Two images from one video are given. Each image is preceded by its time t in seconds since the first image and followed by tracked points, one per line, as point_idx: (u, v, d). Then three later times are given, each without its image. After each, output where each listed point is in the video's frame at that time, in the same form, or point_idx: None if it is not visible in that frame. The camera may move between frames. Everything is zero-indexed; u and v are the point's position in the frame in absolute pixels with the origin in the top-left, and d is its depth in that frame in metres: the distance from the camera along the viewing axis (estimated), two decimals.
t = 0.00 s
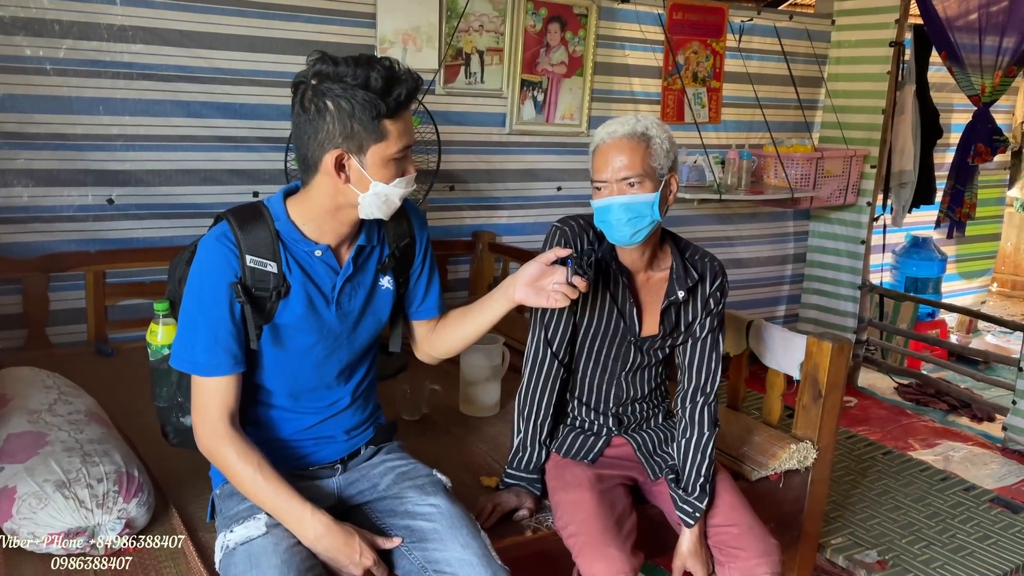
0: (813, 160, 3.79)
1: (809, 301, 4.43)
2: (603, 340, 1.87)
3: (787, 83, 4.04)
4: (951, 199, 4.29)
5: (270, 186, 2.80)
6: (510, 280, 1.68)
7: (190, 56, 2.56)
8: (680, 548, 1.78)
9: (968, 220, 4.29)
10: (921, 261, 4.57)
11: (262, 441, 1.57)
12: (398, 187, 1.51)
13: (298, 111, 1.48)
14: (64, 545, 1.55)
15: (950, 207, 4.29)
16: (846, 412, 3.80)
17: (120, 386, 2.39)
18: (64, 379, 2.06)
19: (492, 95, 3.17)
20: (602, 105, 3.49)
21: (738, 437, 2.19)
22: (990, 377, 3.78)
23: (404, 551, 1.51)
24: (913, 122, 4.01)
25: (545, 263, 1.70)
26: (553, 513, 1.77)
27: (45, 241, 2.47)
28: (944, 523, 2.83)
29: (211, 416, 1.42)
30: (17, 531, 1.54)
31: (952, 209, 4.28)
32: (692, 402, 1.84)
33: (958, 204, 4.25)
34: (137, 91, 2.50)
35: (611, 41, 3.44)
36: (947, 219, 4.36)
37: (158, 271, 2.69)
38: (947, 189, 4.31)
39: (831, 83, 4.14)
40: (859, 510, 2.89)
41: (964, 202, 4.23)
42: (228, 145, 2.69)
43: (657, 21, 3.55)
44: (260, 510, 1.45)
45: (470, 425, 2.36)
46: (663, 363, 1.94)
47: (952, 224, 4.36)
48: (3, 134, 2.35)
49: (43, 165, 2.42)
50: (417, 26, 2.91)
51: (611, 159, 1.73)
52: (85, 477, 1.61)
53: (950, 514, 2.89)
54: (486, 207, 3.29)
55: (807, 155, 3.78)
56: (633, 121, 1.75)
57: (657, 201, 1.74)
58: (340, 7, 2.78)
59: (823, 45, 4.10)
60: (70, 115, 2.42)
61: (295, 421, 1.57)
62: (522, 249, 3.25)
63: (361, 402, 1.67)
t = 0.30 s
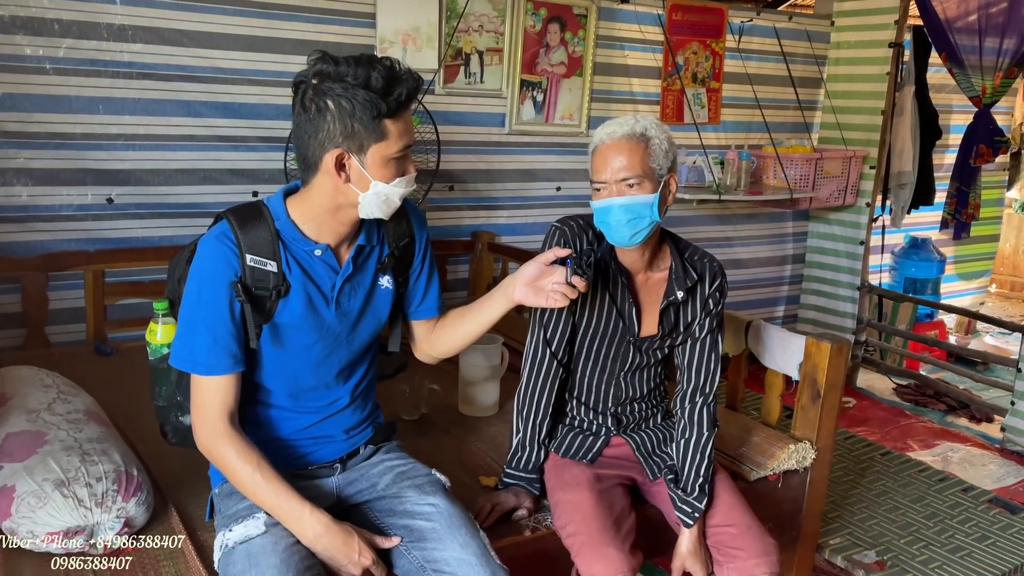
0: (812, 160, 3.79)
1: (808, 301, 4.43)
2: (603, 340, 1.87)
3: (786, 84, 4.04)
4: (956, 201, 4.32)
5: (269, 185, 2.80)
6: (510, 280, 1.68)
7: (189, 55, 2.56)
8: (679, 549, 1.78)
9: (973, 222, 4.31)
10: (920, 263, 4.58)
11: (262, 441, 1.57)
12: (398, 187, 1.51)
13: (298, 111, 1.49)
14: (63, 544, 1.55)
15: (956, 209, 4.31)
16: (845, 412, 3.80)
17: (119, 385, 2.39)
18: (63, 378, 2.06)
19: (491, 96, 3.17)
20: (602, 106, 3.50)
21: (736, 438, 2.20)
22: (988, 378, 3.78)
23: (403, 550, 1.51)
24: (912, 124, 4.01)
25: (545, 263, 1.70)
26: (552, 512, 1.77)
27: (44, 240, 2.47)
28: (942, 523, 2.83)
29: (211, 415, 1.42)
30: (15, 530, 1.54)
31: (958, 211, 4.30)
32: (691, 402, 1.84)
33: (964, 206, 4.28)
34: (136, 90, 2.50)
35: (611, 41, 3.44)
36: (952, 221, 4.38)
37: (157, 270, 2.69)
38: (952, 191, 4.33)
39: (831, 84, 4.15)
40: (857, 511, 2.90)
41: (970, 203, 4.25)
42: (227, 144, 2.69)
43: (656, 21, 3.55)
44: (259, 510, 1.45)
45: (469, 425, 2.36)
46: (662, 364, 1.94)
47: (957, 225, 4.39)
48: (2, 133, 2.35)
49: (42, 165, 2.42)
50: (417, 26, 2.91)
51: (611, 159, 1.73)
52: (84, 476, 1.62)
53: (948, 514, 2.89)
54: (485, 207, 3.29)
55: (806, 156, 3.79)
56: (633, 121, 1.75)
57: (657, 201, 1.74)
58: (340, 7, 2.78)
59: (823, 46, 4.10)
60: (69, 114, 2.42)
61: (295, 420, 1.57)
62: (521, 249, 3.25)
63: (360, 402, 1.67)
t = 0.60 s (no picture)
0: (812, 161, 3.79)
1: (807, 302, 4.43)
2: (601, 340, 1.87)
3: (786, 84, 4.04)
4: (953, 202, 4.33)
5: (269, 185, 2.80)
6: (509, 279, 1.69)
7: (189, 55, 2.56)
8: (677, 548, 1.78)
9: (969, 222, 4.33)
10: (920, 263, 4.55)
11: (260, 439, 1.57)
12: (397, 186, 1.51)
13: (298, 110, 1.49)
14: (62, 543, 1.55)
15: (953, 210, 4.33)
16: (843, 413, 3.80)
17: (118, 384, 2.39)
18: (62, 377, 2.06)
19: (491, 96, 3.17)
20: (602, 106, 3.50)
21: (735, 438, 2.20)
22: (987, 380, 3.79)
23: (401, 549, 1.51)
24: (912, 124, 4.01)
25: (544, 263, 1.70)
26: (551, 512, 1.77)
27: (44, 239, 2.47)
28: (941, 524, 2.83)
29: (209, 414, 1.42)
30: (14, 529, 1.54)
31: (955, 211, 4.31)
32: (690, 402, 1.84)
33: (960, 207, 4.29)
34: (136, 89, 2.50)
35: (611, 42, 3.44)
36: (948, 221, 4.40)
37: (157, 269, 2.69)
38: (949, 191, 4.33)
39: (830, 85, 4.15)
40: (856, 511, 2.90)
41: (966, 205, 4.26)
42: (227, 143, 2.69)
43: (657, 21, 3.55)
44: (258, 509, 1.45)
45: (468, 424, 2.36)
46: (661, 363, 1.94)
47: (954, 226, 4.40)
48: (2, 132, 2.35)
49: (42, 164, 2.42)
50: (417, 25, 2.91)
51: (611, 160, 1.73)
52: (83, 475, 1.62)
53: (947, 515, 2.89)
54: (485, 207, 3.29)
55: (806, 156, 3.79)
56: (632, 121, 1.75)
57: (656, 202, 1.75)
58: (340, 6, 2.79)
59: (822, 47, 4.10)
60: (69, 113, 2.42)
61: (294, 419, 1.57)
62: (520, 249, 3.25)
63: (359, 401, 1.67)
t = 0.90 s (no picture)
0: (811, 162, 3.79)
1: (807, 303, 4.43)
2: (601, 339, 1.87)
3: (786, 85, 4.04)
4: (949, 203, 4.32)
5: (268, 184, 2.80)
6: (509, 280, 1.68)
7: (189, 54, 2.56)
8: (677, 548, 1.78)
9: (965, 223, 4.32)
10: (919, 264, 4.56)
11: (259, 439, 1.57)
12: (397, 185, 1.51)
13: (298, 109, 1.49)
14: (61, 541, 1.55)
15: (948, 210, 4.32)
16: (843, 414, 3.80)
17: (118, 383, 2.39)
18: (62, 376, 2.06)
19: (491, 96, 3.17)
20: (602, 106, 3.50)
21: (734, 438, 2.20)
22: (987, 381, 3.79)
23: (400, 549, 1.51)
24: (912, 126, 4.02)
25: (544, 263, 1.70)
26: (550, 512, 1.77)
27: (43, 238, 2.47)
28: (940, 525, 2.83)
29: (208, 413, 1.42)
30: (13, 527, 1.54)
31: (951, 212, 4.30)
32: (690, 402, 1.84)
33: (956, 208, 4.28)
34: (137, 89, 2.50)
35: (611, 42, 3.44)
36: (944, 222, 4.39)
37: (156, 268, 2.69)
38: (945, 191, 4.33)
39: (831, 85, 4.15)
40: (855, 512, 2.90)
41: (961, 206, 4.26)
42: (227, 143, 2.69)
43: (657, 22, 3.55)
44: (257, 508, 1.45)
45: (467, 424, 2.36)
46: (660, 363, 1.94)
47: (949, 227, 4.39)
48: (2, 131, 2.35)
49: (42, 163, 2.42)
50: (417, 25, 2.91)
51: (610, 160, 1.73)
52: (82, 474, 1.62)
53: (946, 516, 2.89)
54: (485, 207, 3.29)
55: (806, 157, 3.79)
56: (632, 121, 1.75)
57: (656, 202, 1.75)
58: (340, 6, 2.79)
59: (823, 48, 4.11)
60: (70, 112, 2.42)
61: (293, 418, 1.57)
62: (520, 249, 3.25)
63: (359, 401, 1.67)
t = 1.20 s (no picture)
0: (812, 163, 3.79)
1: (808, 304, 4.43)
2: (601, 339, 1.87)
3: (787, 86, 4.05)
4: (947, 203, 4.29)
5: (269, 184, 2.80)
6: (510, 279, 1.69)
7: (190, 54, 2.56)
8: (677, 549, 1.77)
9: (963, 225, 4.31)
10: (920, 265, 4.57)
11: (260, 438, 1.57)
12: (397, 185, 1.51)
13: (299, 108, 1.49)
14: (60, 540, 1.55)
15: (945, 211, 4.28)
16: (843, 415, 3.80)
17: (118, 383, 2.39)
18: (62, 375, 2.06)
19: (492, 96, 3.18)
20: (603, 107, 3.50)
21: (734, 439, 2.20)
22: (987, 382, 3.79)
23: (400, 548, 1.51)
24: (912, 127, 4.02)
25: (545, 262, 1.70)
26: (550, 512, 1.77)
27: (44, 238, 2.47)
28: (940, 526, 2.83)
29: (209, 412, 1.42)
30: (13, 526, 1.54)
31: (948, 213, 4.28)
32: (690, 403, 1.84)
33: (954, 209, 4.26)
34: (137, 88, 2.50)
35: (612, 43, 3.44)
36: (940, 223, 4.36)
37: (157, 268, 2.70)
38: (941, 192, 4.30)
39: (831, 87, 4.16)
40: (855, 513, 2.90)
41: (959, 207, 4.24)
42: (227, 143, 2.69)
43: (658, 22, 3.55)
44: (257, 507, 1.45)
45: (467, 424, 2.36)
46: (660, 363, 1.94)
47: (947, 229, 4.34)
48: (3, 130, 2.35)
49: (42, 162, 2.42)
50: (418, 25, 2.91)
51: (611, 160, 1.74)
52: (82, 473, 1.62)
53: (946, 517, 2.89)
54: (485, 208, 3.30)
55: (806, 158, 3.79)
56: (633, 122, 1.76)
57: (656, 202, 1.75)
58: (341, 7, 2.79)
59: (824, 49, 4.11)
60: (70, 111, 2.42)
61: (293, 418, 1.57)
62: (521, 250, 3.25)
63: (359, 401, 1.67)
